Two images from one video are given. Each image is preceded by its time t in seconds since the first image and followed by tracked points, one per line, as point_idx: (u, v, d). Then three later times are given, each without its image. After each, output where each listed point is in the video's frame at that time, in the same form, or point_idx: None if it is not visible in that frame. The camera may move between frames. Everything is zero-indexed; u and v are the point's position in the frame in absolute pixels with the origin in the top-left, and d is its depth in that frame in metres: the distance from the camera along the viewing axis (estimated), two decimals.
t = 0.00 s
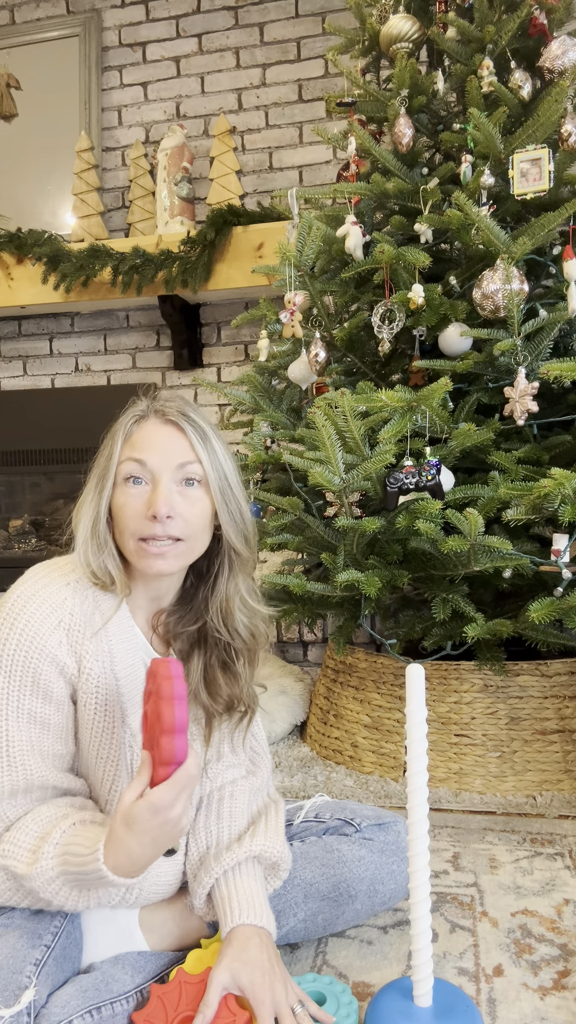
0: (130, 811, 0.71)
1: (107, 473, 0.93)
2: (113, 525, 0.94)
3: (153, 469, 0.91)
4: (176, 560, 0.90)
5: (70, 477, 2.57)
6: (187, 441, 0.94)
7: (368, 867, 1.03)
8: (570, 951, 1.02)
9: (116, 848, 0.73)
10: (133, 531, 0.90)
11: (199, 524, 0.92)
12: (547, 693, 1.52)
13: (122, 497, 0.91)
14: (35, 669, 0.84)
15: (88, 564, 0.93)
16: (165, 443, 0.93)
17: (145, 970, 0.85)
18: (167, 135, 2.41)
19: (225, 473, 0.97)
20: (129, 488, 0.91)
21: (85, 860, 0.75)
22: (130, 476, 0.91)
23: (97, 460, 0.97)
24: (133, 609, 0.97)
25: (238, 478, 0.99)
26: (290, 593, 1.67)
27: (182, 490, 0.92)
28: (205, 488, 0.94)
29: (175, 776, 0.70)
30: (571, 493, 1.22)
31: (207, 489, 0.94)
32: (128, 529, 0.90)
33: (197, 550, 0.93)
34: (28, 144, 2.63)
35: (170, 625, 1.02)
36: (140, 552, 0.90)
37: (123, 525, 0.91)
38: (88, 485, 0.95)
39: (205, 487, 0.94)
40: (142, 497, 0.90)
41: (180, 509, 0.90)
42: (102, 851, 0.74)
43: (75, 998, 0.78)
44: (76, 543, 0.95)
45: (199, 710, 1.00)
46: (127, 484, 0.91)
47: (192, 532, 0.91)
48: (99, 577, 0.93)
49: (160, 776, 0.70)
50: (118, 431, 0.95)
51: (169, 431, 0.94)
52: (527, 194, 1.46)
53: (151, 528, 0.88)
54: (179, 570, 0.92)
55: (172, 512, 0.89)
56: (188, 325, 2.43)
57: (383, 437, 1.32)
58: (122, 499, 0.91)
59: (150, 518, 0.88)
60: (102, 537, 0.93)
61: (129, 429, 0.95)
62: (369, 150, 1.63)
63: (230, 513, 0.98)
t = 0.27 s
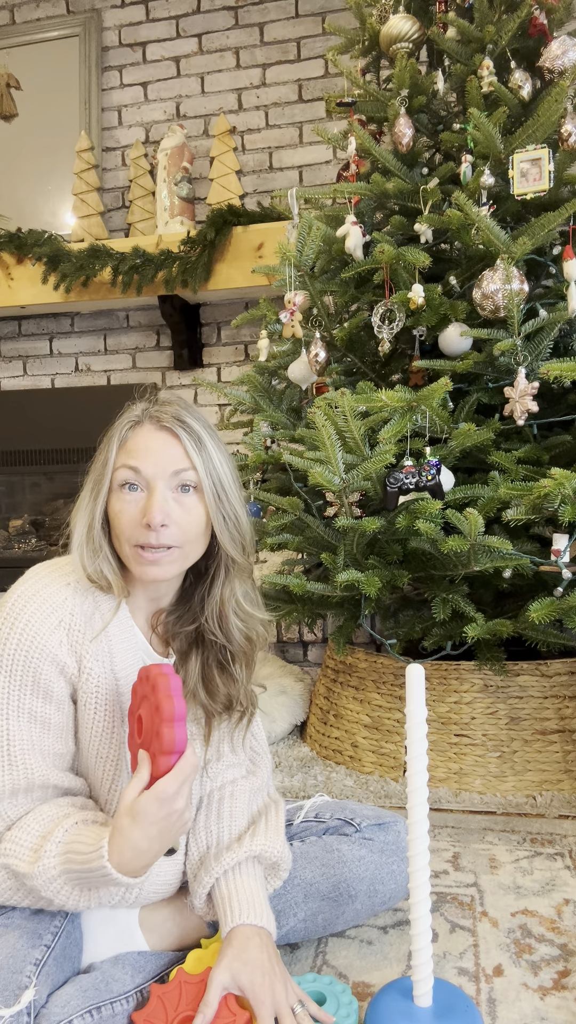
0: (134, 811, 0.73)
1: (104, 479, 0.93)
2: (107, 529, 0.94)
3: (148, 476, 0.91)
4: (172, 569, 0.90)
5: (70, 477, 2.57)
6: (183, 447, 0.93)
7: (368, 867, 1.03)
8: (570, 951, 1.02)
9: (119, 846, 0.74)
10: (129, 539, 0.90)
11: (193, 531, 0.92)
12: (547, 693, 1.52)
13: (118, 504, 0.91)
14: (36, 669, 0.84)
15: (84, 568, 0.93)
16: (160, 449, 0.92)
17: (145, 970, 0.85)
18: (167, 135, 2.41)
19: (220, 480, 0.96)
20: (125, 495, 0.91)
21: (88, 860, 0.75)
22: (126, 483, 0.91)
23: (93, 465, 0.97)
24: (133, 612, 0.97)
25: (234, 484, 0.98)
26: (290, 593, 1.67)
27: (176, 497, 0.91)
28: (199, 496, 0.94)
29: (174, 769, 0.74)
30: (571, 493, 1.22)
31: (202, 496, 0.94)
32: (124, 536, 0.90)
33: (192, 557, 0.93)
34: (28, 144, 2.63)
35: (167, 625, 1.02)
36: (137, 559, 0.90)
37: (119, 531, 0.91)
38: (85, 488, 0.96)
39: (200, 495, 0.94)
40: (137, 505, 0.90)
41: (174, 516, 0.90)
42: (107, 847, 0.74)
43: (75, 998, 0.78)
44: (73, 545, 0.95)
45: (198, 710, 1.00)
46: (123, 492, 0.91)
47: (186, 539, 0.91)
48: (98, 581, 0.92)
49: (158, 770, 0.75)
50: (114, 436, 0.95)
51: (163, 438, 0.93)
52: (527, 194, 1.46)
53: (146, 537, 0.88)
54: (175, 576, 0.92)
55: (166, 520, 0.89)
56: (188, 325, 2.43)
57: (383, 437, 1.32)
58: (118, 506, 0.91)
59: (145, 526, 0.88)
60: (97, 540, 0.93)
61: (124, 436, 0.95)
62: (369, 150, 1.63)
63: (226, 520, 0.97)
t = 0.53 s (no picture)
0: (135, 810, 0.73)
1: (103, 480, 0.93)
2: (107, 530, 0.94)
3: (148, 477, 0.91)
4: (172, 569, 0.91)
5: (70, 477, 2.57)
6: (181, 447, 0.93)
7: (368, 867, 1.03)
8: (570, 951, 1.02)
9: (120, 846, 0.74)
10: (129, 540, 0.90)
11: (193, 532, 0.92)
12: (547, 693, 1.52)
13: (118, 505, 0.91)
14: (36, 669, 0.84)
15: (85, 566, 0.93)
16: (159, 449, 0.92)
17: (145, 970, 0.85)
18: (167, 135, 2.41)
19: (219, 480, 0.96)
20: (124, 496, 0.91)
21: (89, 860, 0.75)
22: (126, 484, 0.91)
23: (92, 466, 0.97)
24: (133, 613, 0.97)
25: (233, 484, 0.98)
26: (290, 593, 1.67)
27: (176, 498, 0.91)
28: (198, 496, 0.94)
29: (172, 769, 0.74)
30: (571, 493, 1.22)
31: (202, 497, 0.93)
32: (124, 536, 0.90)
33: (192, 557, 0.93)
34: (28, 143, 2.63)
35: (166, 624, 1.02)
36: (137, 559, 0.90)
37: (120, 533, 0.91)
38: (84, 489, 0.95)
39: (199, 495, 0.94)
40: (137, 505, 0.90)
41: (174, 517, 0.90)
42: (107, 847, 0.74)
43: (75, 998, 0.78)
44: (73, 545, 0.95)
45: (198, 710, 1.00)
46: (123, 492, 0.91)
47: (186, 539, 0.91)
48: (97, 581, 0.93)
49: (156, 770, 0.74)
50: (113, 437, 0.95)
51: (162, 438, 0.93)
52: (527, 194, 1.46)
53: (146, 538, 0.88)
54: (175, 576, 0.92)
55: (166, 521, 0.89)
56: (188, 325, 2.43)
57: (383, 437, 1.32)
58: (118, 507, 0.91)
59: (145, 527, 0.88)
60: (97, 541, 0.93)
61: (123, 437, 0.95)
62: (369, 150, 1.63)
63: (224, 520, 0.97)
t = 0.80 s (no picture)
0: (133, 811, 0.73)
1: (104, 480, 0.92)
2: (108, 530, 0.94)
3: (150, 477, 0.91)
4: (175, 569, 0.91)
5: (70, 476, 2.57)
6: (184, 448, 0.93)
7: (368, 867, 1.03)
8: (570, 951, 1.02)
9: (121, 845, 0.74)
10: (132, 539, 0.90)
11: (195, 532, 0.93)
12: (547, 693, 1.52)
13: (119, 505, 0.91)
14: (36, 670, 0.84)
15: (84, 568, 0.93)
16: (161, 450, 0.92)
17: (145, 970, 0.85)
18: (167, 135, 2.41)
19: (220, 480, 0.95)
20: (126, 496, 0.91)
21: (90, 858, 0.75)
22: (128, 484, 0.91)
23: (93, 464, 0.96)
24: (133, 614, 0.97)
25: (234, 484, 0.98)
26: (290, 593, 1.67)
27: (178, 498, 0.91)
28: (200, 496, 0.94)
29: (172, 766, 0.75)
30: (571, 493, 1.22)
31: (204, 497, 0.94)
32: (127, 536, 0.90)
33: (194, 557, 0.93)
34: (28, 143, 2.63)
35: (165, 625, 1.02)
36: (139, 559, 0.90)
37: (121, 533, 0.91)
38: (85, 489, 0.95)
39: (200, 495, 0.94)
40: (139, 506, 0.90)
41: (177, 517, 0.90)
42: (108, 846, 0.74)
43: (76, 997, 0.78)
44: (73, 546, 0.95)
45: (196, 709, 1.00)
46: (125, 493, 0.91)
47: (188, 539, 0.91)
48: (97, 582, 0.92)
49: (156, 768, 0.75)
50: (113, 436, 0.94)
51: (164, 438, 0.93)
52: (527, 194, 1.46)
53: (149, 538, 0.89)
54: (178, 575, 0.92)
55: (169, 521, 0.89)
56: (188, 325, 2.43)
57: (383, 437, 1.32)
58: (120, 508, 0.91)
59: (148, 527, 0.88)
60: (99, 543, 0.93)
61: (124, 436, 0.94)
62: (369, 150, 1.63)
63: (226, 520, 0.97)
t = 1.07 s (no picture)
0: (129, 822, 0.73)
1: (100, 478, 0.92)
2: (105, 529, 0.94)
3: (148, 472, 0.91)
4: (174, 563, 0.91)
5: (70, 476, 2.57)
6: (180, 442, 0.94)
7: (369, 868, 1.03)
8: (570, 951, 1.02)
9: (113, 855, 0.74)
10: (131, 535, 0.89)
11: (194, 526, 0.93)
12: (547, 693, 1.52)
13: (117, 501, 0.91)
14: (31, 677, 0.84)
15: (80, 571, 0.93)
16: (158, 445, 0.93)
17: (145, 970, 0.85)
18: (167, 135, 2.41)
19: (217, 475, 0.96)
20: (124, 492, 0.91)
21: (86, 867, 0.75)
22: (125, 480, 0.91)
23: (87, 464, 0.97)
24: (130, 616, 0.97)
25: (230, 479, 0.99)
26: (290, 594, 1.67)
27: (176, 492, 0.92)
28: (198, 490, 0.94)
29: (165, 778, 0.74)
30: (571, 493, 1.22)
31: (201, 490, 0.94)
32: (125, 532, 0.90)
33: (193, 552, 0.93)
34: (28, 143, 2.63)
35: (162, 626, 1.02)
36: (139, 555, 0.90)
37: (120, 529, 0.90)
38: (80, 487, 0.95)
39: (198, 489, 0.94)
40: (138, 501, 0.90)
41: (175, 510, 0.90)
42: (101, 855, 0.75)
43: (75, 998, 0.78)
44: (69, 547, 0.94)
45: (194, 710, 0.99)
46: (122, 489, 0.91)
47: (188, 533, 0.91)
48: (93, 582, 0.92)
49: (152, 779, 0.74)
50: (109, 434, 0.95)
51: (160, 434, 0.94)
52: (527, 194, 1.46)
53: (149, 531, 0.88)
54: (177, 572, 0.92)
55: (169, 514, 0.89)
56: (188, 325, 2.43)
57: (383, 437, 1.32)
58: (118, 504, 0.91)
59: (147, 520, 0.88)
60: (95, 542, 0.93)
61: (119, 432, 0.95)
62: (369, 150, 1.63)
63: (222, 515, 0.98)
